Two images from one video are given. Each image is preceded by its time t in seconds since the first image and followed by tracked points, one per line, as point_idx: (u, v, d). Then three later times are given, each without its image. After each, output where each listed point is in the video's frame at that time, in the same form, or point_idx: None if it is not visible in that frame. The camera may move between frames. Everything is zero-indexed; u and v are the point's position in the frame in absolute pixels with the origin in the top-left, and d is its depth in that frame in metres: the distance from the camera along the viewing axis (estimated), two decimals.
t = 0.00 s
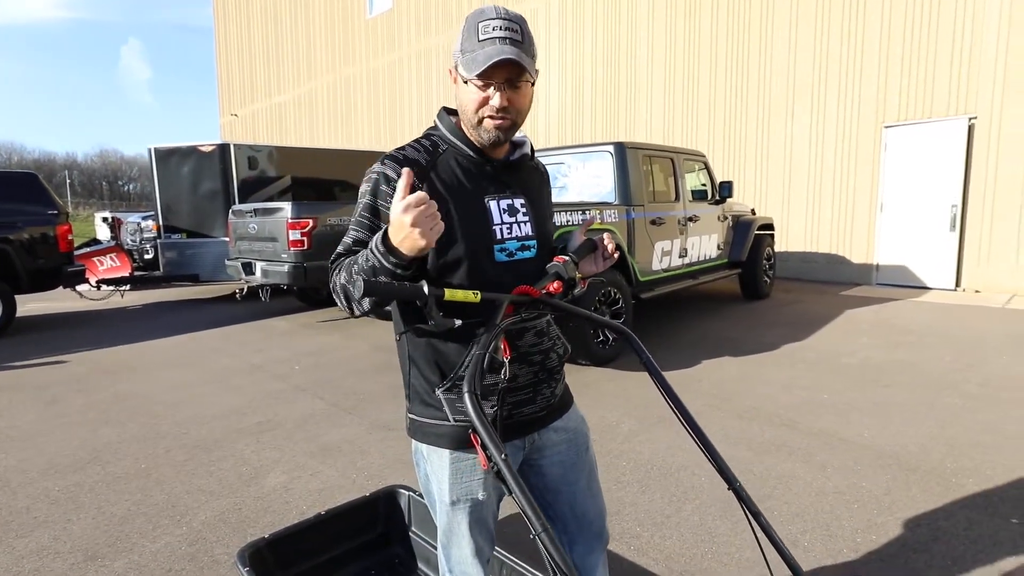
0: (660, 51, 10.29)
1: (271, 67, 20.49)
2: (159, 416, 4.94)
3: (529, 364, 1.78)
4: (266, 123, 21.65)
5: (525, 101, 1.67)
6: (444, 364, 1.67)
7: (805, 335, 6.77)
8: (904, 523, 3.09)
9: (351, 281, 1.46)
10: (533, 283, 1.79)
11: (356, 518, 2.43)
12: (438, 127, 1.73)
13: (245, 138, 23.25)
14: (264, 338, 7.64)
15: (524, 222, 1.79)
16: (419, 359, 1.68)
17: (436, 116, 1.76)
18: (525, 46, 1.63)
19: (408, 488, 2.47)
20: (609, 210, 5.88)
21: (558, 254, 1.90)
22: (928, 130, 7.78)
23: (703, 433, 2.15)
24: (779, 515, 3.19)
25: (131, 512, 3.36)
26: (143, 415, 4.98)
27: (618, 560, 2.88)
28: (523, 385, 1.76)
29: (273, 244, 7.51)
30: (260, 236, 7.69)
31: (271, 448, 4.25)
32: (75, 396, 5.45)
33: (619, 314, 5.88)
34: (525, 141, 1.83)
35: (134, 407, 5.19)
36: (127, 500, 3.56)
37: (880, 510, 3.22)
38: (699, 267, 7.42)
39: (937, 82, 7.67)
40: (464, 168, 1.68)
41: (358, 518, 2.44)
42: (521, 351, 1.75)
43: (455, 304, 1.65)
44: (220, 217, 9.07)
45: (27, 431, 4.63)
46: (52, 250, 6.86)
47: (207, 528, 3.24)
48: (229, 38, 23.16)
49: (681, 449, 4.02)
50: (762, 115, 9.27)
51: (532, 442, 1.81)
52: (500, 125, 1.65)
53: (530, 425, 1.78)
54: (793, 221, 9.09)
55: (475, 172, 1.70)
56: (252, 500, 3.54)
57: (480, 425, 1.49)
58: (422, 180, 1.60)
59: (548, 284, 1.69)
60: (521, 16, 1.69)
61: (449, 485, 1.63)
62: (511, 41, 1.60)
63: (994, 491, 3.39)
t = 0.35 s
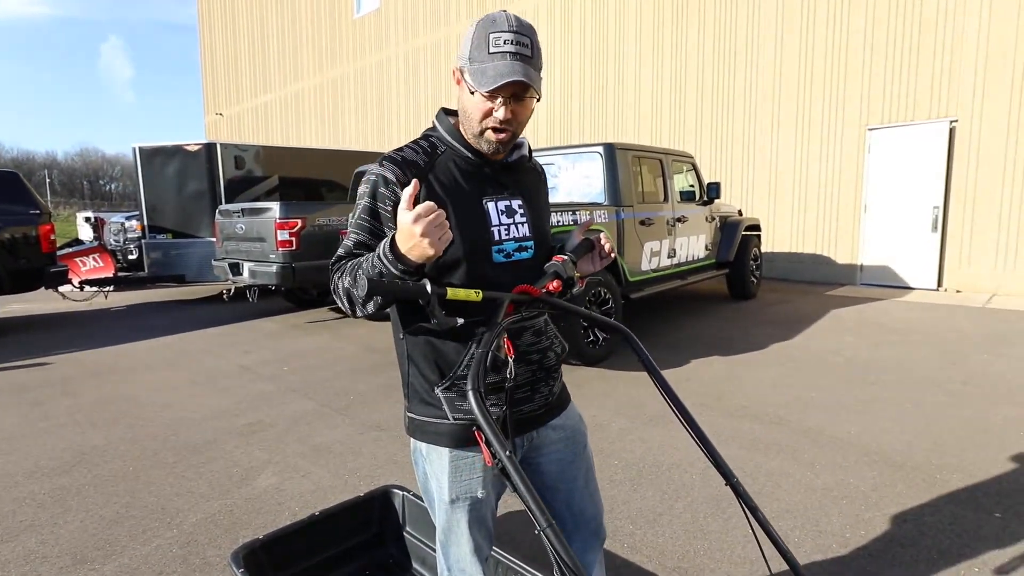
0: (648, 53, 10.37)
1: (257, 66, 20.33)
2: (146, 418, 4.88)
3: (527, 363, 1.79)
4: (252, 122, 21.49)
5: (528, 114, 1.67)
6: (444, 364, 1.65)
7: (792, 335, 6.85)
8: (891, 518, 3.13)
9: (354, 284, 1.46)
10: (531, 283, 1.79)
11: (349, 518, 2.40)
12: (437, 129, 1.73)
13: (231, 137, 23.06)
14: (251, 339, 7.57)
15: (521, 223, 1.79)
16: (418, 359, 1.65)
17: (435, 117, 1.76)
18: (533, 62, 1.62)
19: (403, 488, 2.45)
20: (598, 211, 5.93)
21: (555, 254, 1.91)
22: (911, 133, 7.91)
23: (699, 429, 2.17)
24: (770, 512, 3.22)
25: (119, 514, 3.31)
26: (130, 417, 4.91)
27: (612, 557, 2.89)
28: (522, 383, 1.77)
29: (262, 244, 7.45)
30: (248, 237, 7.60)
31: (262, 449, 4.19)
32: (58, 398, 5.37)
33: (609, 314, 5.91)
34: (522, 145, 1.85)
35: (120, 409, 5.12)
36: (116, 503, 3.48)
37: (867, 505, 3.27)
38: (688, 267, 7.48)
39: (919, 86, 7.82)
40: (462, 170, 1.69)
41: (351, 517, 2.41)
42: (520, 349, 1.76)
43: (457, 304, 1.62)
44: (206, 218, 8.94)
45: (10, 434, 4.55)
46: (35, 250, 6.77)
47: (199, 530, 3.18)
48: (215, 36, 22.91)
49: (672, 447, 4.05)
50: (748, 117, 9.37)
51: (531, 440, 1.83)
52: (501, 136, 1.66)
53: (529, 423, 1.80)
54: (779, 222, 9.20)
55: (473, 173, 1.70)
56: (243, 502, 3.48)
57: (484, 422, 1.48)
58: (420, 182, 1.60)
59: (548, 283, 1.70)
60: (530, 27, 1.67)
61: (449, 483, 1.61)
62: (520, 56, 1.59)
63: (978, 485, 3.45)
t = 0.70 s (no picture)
0: (638, 55, 10.44)
1: (244, 67, 20.20)
2: (135, 420, 4.80)
3: (527, 363, 1.79)
4: (239, 122, 21.32)
5: (535, 115, 1.66)
6: (445, 364, 1.62)
7: (781, 334, 6.91)
8: (883, 515, 3.16)
9: (359, 285, 1.45)
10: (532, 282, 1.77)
11: (344, 519, 2.32)
12: (438, 128, 1.69)
13: (217, 138, 22.90)
14: (240, 341, 7.51)
15: (521, 222, 1.75)
16: (419, 359, 1.62)
17: (435, 117, 1.72)
18: (541, 63, 1.62)
19: (398, 489, 2.36)
20: (590, 212, 5.95)
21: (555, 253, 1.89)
22: (897, 135, 8.02)
23: (698, 426, 2.17)
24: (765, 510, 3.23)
25: (110, 516, 3.27)
26: (118, 419, 4.84)
27: (607, 556, 2.90)
28: (521, 382, 1.77)
29: (252, 245, 7.39)
30: (238, 238, 7.55)
31: (255, 450, 4.12)
32: (44, 402, 5.28)
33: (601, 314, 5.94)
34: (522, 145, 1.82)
35: (108, 411, 5.05)
36: (106, 506, 3.39)
37: (859, 502, 3.29)
38: (678, 268, 7.53)
39: (904, 89, 7.93)
40: (463, 170, 1.65)
41: (346, 518, 2.33)
42: (520, 349, 1.76)
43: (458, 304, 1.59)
44: (195, 219, 8.83)
45: None
46: (19, 251, 6.66)
47: (192, 534, 3.09)
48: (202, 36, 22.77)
49: (666, 446, 4.06)
50: (736, 119, 9.45)
51: (531, 439, 1.83)
52: (510, 137, 1.64)
53: (530, 422, 1.80)
54: (768, 223, 9.28)
55: (474, 173, 1.67)
56: (237, 504, 3.39)
57: (487, 419, 1.46)
58: (422, 183, 1.57)
59: (549, 283, 1.69)
60: (535, 29, 1.67)
61: (449, 482, 1.59)
62: (530, 57, 1.59)
63: (967, 482, 3.49)
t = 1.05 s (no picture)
0: (629, 55, 10.48)
1: (233, 65, 20.06)
2: (125, 421, 4.76)
3: (527, 359, 1.76)
4: (228, 121, 21.16)
5: (536, 107, 1.63)
6: (444, 361, 1.58)
7: (772, 333, 6.96)
8: (874, 510, 3.20)
9: (364, 280, 1.38)
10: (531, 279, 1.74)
11: (338, 519, 2.30)
12: (435, 126, 1.64)
13: (205, 137, 22.72)
14: (231, 341, 7.46)
15: (519, 218, 1.72)
16: (417, 357, 1.58)
17: (432, 114, 1.66)
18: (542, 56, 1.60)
19: (394, 488, 2.34)
20: (582, 211, 5.96)
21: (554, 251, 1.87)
22: (885, 135, 8.11)
23: (696, 421, 2.16)
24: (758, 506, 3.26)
25: (101, 518, 3.24)
26: (108, 420, 4.79)
27: (602, 553, 2.91)
28: (521, 379, 1.75)
29: (242, 245, 7.33)
30: (228, 237, 7.49)
31: (247, 450, 4.09)
32: (31, 403, 5.22)
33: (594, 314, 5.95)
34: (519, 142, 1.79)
35: (97, 412, 5.00)
36: (97, 507, 3.35)
37: (850, 498, 3.33)
38: (670, 267, 7.57)
39: (892, 90, 8.02)
40: (462, 167, 1.61)
41: (341, 519, 2.31)
42: (520, 346, 1.73)
43: (458, 300, 1.56)
44: (184, 218, 8.77)
45: None
46: (6, 251, 6.58)
47: (185, 534, 3.07)
48: (190, 35, 22.61)
49: (659, 444, 4.08)
50: (727, 119, 9.51)
51: (529, 436, 1.80)
52: (514, 128, 1.59)
53: (529, 418, 1.78)
54: (758, 223, 9.34)
55: (473, 169, 1.63)
56: (230, 504, 3.37)
57: (489, 415, 1.43)
58: (423, 179, 1.52)
59: (549, 279, 1.66)
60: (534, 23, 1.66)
61: (449, 480, 1.56)
62: (534, 49, 1.56)
63: (955, 477, 3.54)
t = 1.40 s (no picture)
0: (624, 56, 10.50)
1: (226, 64, 19.95)
2: (117, 421, 4.73)
3: (525, 358, 1.76)
4: (221, 120, 21.04)
5: (524, 91, 1.58)
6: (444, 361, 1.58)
7: (766, 333, 6.99)
8: (867, 510, 3.22)
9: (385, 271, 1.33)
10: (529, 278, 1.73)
11: (334, 520, 2.30)
12: (432, 125, 1.61)
13: (198, 136, 22.58)
14: (224, 341, 7.42)
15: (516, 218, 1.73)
16: (415, 357, 1.58)
17: (428, 115, 1.64)
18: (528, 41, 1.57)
19: (389, 487, 2.33)
20: (577, 211, 5.97)
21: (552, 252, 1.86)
22: (877, 137, 8.16)
23: (692, 420, 2.17)
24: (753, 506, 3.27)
25: (94, 519, 3.21)
26: (100, 420, 4.76)
27: (598, 553, 2.90)
28: (519, 378, 1.74)
29: (236, 244, 7.29)
30: (222, 237, 7.45)
31: (241, 450, 4.07)
32: (22, 403, 5.18)
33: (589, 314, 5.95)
34: (516, 140, 1.74)
35: (90, 412, 4.96)
36: (90, 508, 3.33)
37: (844, 498, 3.35)
38: (664, 267, 7.58)
39: (884, 93, 8.07)
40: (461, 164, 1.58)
41: (336, 519, 2.30)
42: (518, 344, 1.73)
43: (456, 300, 1.56)
44: (177, 217, 8.70)
45: None
46: None
47: (179, 535, 3.05)
48: (183, 34, 22.47)
49: (655, 444, 4.09)
50: (721, 120, 9.54)
51: (527, 435, 1.80)
52: (499, 109, 1.54)
53: (527, 417, 1.78)
54: (752, 224, 9.38)
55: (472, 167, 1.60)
56: (225, 505, 3.35)
57: (488, 414, 1.42)
58: (423, 174, 1.48)
59: (547, 278, 1.66)
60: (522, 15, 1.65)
61: (447, 479, 1.55)
62: (515, 30, 1.54)
63: (948, 477, 3.57)
